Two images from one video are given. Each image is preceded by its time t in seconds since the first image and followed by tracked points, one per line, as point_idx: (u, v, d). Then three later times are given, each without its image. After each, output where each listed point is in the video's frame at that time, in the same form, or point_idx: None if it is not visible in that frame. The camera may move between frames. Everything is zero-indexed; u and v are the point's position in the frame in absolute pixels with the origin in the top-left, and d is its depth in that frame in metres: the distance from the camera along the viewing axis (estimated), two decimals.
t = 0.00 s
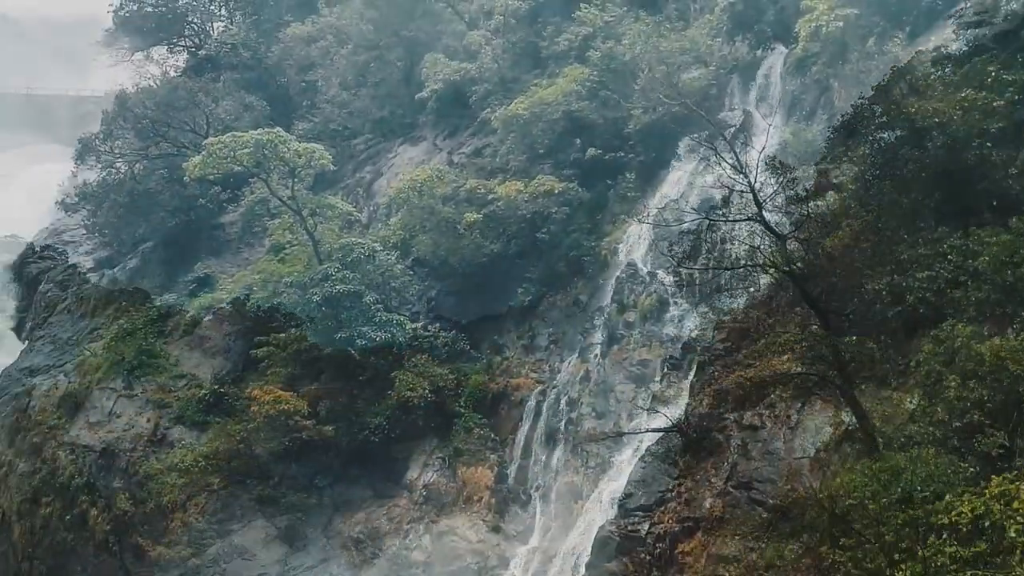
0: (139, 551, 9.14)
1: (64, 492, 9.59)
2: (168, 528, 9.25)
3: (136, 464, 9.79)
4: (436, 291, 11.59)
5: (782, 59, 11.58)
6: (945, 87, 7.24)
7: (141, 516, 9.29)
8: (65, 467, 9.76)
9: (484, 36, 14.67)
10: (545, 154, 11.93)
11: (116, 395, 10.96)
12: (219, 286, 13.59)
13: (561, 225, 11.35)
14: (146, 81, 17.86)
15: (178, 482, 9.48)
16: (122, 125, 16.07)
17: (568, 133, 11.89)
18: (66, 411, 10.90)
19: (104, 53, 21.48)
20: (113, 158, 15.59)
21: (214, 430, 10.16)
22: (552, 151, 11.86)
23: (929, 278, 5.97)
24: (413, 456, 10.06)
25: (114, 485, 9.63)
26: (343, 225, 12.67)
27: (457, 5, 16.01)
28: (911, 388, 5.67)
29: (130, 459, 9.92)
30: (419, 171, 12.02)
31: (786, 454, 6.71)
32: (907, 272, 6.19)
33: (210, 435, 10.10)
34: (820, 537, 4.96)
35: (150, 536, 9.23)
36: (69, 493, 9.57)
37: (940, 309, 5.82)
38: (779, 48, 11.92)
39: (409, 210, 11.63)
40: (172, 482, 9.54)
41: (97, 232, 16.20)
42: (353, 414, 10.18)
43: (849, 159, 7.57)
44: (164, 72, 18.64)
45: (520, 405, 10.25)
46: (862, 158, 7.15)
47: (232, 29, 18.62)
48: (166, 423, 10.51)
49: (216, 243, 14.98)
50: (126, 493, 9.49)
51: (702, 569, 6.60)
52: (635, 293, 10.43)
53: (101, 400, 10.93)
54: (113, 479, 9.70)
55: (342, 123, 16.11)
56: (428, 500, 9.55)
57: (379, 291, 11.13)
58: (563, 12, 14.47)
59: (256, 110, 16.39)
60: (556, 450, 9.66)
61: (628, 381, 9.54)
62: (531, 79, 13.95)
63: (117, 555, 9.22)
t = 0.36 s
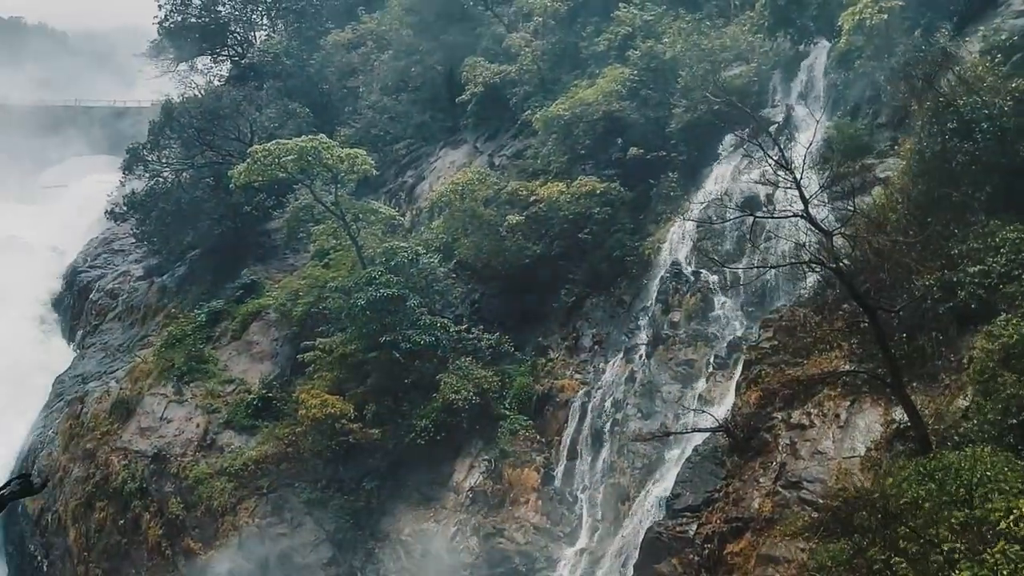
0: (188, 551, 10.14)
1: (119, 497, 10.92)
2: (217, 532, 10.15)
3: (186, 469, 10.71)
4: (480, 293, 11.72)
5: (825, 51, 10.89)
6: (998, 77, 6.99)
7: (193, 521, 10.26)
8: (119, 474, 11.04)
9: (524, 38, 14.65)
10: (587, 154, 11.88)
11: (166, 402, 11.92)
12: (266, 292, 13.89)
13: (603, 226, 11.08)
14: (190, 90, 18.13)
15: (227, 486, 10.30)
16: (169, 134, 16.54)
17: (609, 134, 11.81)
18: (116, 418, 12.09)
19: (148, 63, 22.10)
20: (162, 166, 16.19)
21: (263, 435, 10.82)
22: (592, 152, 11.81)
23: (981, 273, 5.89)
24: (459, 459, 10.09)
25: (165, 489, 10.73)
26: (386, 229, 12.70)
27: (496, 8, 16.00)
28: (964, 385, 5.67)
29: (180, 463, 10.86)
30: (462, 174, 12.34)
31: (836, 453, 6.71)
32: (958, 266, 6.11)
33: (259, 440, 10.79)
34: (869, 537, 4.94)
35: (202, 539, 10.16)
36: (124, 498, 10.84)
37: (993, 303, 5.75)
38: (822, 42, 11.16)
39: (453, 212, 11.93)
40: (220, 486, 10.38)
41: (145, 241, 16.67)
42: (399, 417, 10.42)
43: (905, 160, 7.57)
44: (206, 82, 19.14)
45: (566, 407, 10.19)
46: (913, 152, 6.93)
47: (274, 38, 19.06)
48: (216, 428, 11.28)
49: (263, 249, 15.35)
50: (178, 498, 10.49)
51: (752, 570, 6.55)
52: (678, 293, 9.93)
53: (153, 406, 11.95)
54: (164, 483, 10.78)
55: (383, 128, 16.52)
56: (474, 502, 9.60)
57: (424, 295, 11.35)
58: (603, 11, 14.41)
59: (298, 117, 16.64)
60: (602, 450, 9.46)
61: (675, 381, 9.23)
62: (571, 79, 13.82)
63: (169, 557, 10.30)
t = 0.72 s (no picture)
0: (231, 552, 10.42)
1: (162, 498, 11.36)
2: (256, 532, 10.35)
3: (227, 470, 10.92)
4: (517, 293, 11.88)
5: (863, 46, 10.72)
6: None
7: (234, 520, 10.53)
8: (163, 475, 11.43)
9: (557, 37, 14.65)
10: (622, 152, 11.89)
11: (206, 403, 12.15)
12: (305, 294, 14.13)
13: (639, 223, 10.98)
14: (228, 95, 18.59)
15: (268, 487, 10.51)
16: (206, 140, 16.80)
17: (644, 132, 11.74)
18: (161, 420, 12.42)
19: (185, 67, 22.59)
20: (200, 171, 16.54)
21: (303, 434, 10.96)
22: (628, 150, 11.80)
23: None
24: (497, 459, 10.13)
25: (206, 490, 11.01)
26: (421, 230, 12.81)
27: (530, 9, 16.02)
28: (1009, 381, 5.59)
29: (220, 464, 11.08)
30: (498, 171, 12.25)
31: (877, 451, 6.64)
32: (1003, 261, 6.01)
33: (300, 439, 10.94)
34: (915, 536, 4.92)
35: (243, 539, 10.39)
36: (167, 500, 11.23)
37: None
38: (858, 36, 11.08)
39: (488, 212, 11.87)
40: (262, 486, 10.57)
41: (184, 245, 16.97)
42: (437, 417, 10.44)
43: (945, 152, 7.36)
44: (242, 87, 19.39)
45: (604, 406, 10.19)
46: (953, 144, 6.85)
47: (311, 43, 19.38)
48: (257, 430, 11.45)
49: (300, 251, 15.60)
50: (220, 499, 10.77)
51: (794, 569, 6.52)
52: (715, 290, 9.87)
53: (195, 408, 12.18)
54: (206, 484, 11.06)
55: (418, 129, 16.46)
56: (513, 501, 9.65)
57: (461, 295, 11.38)
58: (636, 9, 14.32)
59: (334, 120, 16.82)
60: (642, 449, 9.43)
61: (714, 379, 9.17)
62: (605, 78, 13.79)
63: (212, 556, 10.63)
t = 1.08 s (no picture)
0: (271, 551, 10.55)
1: (204, 499, 11.59)
2: (296, 532, 10.44)
3: (266, 470, 11.09)
4: (551, 292, 11.93)
5: (899, 38, 10.51)
6: None
7: (274, 521, 10.64)
8: (203, 475, 11.65)
9: (589, 35, 14.63)
10: (656, 149, 11.80)
11: (246, 404, 12.36)
12: (340, 294, 14.30)
13: (674, 221, 10.93)
14: (264, 98, 18.80)
15: (306, 486, 10.62)
16: (242, 143, 17.06)
17: (677, 129, 11.69)
18: (201, 420, 12.72)
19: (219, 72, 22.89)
20: (236, 174, 16.87)
21: (342, 434, 11.09)
22: (662, 147, 11.74)
23: None
24: (533, 458, 10.20)
25: (246, 490, 11.19)
26: (455, 229, 12.87)
27: (562, 7, 16.01)
28: None
29: (259, 464, 11.25)
30: (530, 171, 12.25)
31: (918, 448, 6.58)
32: None
33: (338, 439, 11.07)
34: (958, 534, 4.92)
35: (282, 539, 10.49)
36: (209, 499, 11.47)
37: None
38: (895, 29, 10.82)
39: (521, 212, 11.92)
40: (301, 485, 10.70)
41: (222, 247, 17.21)
42: (473, 416, 10.53)
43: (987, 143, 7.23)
44: (277, 89, 19.96)
45: (640, 404, 10.17)
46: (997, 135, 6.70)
47: (344, 44, 19.59)
48: (295, 430, 11.60)
49: (336, 252, 15.77)
50: (259, 498, 10.93)
51: (835, 567, 6.49)
52: (751, 287, 9.79)
53: (235, 408, 12.41)
54: (246, 484, 11.23)
55: (451, 129, 16.63)
56: (550, 500, 9.70)
57: (495, 295, 11.47)
58: (669, 6, 14.24)
59: (368, 121, 16.97)
60: (678, 447, 9.41)
61: (751, 376, 9.11)
62: (639, 75, 13.73)
63: (253, 555, 10.80)
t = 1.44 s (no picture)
0: (332, 548, 10.90)
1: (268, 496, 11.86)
2: (360, 528, 10.69)
3: (327, 469, 11.35)
4: (606, 289, 12.00)
5: (962, 24, 10.15)
6: None
7: (337, 518, 10.91)
8: (265, 473, 12.00)
9: (642, 29, 14.53)
10: (710, 143, 11.72)
11: (307, 403, 12.65)
12: (397, 294, 14.53)
13: (730, 216, 10.89)
14: (319, 101, 19.18)
15: (366, 485, 10.85)
16: (299, 147, 17.43)
17: (732, 123, 11.59)
18: (264, 418, 13.05)
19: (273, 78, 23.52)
20: (293, 176, 17.25)
21: (400, 432, 11.27)
22: (717, 141, 11.63)
23: None
24: (591, 456, 10.17)
25: (308, 488, 11.46)
26: (509, 228, 12.94)
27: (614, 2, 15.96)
28: None
29: (321, 462, 11.51)
30: (584, 167, 12.22)
31: (987, 444, 6.45)
32: None
33: (397, 437, 11.24)
34: None
35: (346, 537, 10.77)
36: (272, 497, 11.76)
37: None
38: (958, 15, 10.45)
39: (575, 209, 11.92)
40: (362, 483, 10.91)
41: (281, 249, 17.60)
42: (530, 413, 10.60)
43: None
44: (331, 92, 20.42)
45: (698, 400, 10.09)
46: None
47: (397, 45, 19.84)
48: (355, 428, 11.83)
49: (392, 253, 15.99)
50: (321, 496, 11.20)
51: (900, 565, 6.43)
52: (810, 281, 9.60)
53: (295, 406, 12.72)
54: (306, 482, 11.54)
55: (504, 127, 16.74)
56: (608, 498, 9.71)
57: (552, 294, 11.58)
58: None
59: (422, 122, 17.17)
60: (737, 444, 9.31)
61: (811, 372, 8.99)
62: (693, 68, 13.57)
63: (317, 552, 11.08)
